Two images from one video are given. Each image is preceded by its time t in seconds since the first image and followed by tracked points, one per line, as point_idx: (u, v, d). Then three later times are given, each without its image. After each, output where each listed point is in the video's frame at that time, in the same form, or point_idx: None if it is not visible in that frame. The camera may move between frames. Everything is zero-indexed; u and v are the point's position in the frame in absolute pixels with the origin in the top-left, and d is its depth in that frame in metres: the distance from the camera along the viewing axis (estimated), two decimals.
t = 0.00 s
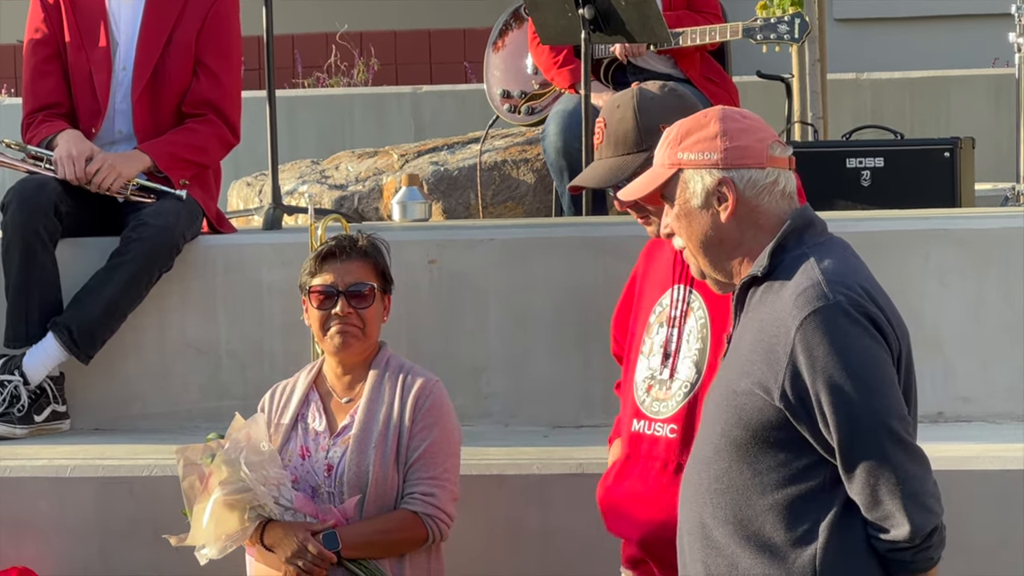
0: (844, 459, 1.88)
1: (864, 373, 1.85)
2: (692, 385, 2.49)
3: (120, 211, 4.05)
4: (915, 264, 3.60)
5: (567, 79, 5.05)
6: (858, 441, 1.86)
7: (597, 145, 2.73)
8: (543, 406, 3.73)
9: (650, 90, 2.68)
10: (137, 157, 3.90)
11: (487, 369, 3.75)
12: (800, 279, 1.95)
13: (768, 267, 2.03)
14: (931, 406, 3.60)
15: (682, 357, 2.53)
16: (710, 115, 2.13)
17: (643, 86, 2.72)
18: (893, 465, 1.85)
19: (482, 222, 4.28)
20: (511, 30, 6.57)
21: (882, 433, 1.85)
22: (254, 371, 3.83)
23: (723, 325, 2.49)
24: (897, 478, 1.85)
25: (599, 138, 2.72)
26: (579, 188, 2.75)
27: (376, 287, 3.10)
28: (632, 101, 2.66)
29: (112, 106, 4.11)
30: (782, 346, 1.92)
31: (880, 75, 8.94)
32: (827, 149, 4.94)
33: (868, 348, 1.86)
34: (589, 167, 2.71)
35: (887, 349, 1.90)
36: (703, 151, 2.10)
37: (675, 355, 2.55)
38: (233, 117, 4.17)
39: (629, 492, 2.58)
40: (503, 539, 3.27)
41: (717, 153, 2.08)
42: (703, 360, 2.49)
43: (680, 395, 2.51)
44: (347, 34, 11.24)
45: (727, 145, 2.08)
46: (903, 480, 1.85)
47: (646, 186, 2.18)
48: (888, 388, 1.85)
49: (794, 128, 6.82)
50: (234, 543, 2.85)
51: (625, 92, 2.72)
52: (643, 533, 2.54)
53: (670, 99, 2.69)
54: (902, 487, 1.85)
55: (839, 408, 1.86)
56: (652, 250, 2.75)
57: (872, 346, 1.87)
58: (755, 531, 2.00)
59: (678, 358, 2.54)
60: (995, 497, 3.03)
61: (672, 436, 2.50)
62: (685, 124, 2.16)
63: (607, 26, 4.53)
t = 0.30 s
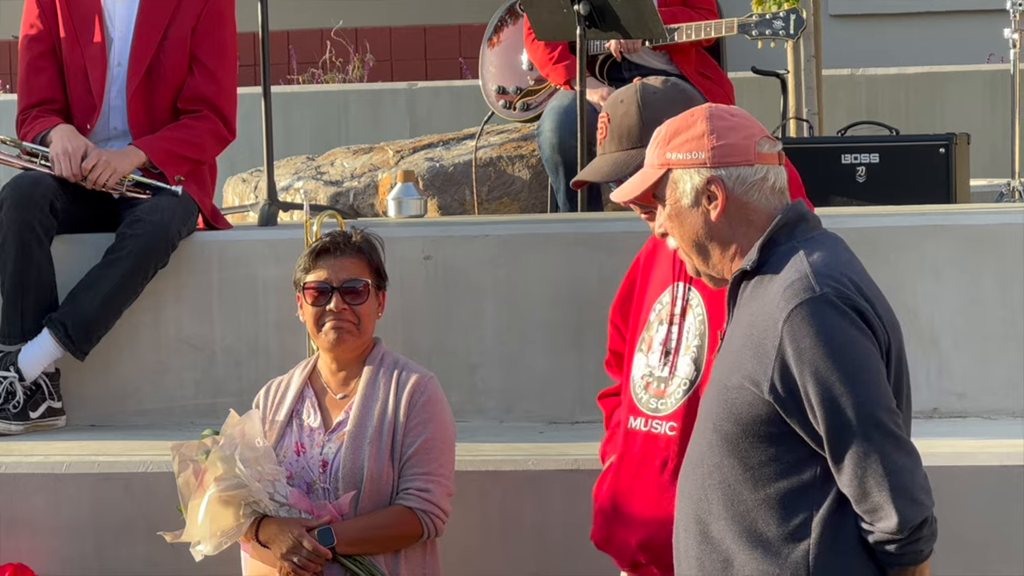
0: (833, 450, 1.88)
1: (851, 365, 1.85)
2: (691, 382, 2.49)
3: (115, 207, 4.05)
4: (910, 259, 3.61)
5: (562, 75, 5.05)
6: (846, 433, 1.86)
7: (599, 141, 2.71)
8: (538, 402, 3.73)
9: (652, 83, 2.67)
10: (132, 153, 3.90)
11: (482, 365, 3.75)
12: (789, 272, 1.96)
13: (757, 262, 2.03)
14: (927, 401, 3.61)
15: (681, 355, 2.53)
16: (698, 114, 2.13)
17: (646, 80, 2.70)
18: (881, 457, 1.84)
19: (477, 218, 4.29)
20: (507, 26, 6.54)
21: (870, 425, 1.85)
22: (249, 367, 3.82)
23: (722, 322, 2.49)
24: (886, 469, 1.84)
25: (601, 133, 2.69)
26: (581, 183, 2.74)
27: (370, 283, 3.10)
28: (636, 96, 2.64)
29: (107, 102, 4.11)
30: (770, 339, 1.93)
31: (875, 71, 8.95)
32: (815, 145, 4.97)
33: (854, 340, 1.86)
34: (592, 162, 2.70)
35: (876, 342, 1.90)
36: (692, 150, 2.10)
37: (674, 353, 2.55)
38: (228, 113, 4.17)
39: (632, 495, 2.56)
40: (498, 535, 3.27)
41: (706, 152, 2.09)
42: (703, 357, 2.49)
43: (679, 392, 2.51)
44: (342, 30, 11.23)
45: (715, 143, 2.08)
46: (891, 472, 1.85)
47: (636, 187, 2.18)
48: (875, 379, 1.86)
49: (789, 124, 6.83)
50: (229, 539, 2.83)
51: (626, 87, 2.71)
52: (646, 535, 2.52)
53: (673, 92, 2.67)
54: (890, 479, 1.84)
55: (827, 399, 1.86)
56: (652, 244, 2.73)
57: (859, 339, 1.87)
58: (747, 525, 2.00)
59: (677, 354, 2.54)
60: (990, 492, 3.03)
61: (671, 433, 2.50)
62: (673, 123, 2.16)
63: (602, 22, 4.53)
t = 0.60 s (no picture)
0: (826, 446, 1.89)
1: (846, 359, 1.86)
2: (694, 386, 2.45)
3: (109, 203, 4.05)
4: (903, 255, 3.62)
5: (556, 71, 5.06)
6: (839, 429, 1.87)
7: (601, 136, 2.70)
8: (532, 398, 3.74)
9: (654, 79, 2.68)
10: (125, 148, 3.90)
11: (476, 360, 3.75)
12: (784, 267, 1.96)
13: (755, 255, 2.04)
14: (921, 397, 3.61)
15: (684, 359, 2.49)
16: (713, 103, 2.14)
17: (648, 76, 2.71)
18: (875, 452, 1.85)
19: (471, 213, 4.29)
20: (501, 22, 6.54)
21: (864, 419, 1.85)
22: (243, 362, 3.82)
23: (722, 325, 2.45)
24: (879, 464, 1.85)
25: (603, 129, 2.70)
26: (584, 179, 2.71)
27: (364, 279, 3.11)
28: (637, 92, 2.66)
29: (101, 98, 4.10)
30: (765, 333, 1.93)
31: (869, 66, 8.96)
32: (812, 139, 4.96)
33: (849, 335, 1.87)
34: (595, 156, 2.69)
35: (870, 337, 1.90)
36: (709, 139, 2.10)
37: (677, 357, 2.51)
38: (222, 109, 4.17)
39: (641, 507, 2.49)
40: (492, 530, 3.28)
41: (724, 141, 2.10)
42: (704, 360, 2.45)
43: (683, 397, 2.47)
44: (336, 25, 11.22)
45: (734, 134, 2.10)
46: (884, 467, 1.86)
47: (642, 174, 2.12)
48: (868, 375, 1.86)
49: (783, 119, 6.83)
50: (223, 535, 2.85)
51: (628, 83, 2.72)
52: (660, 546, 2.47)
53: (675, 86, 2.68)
54: (882, 474, 1.86)
55: (821, 394, 1.87)
56: (653, 247, 2.70)
57: (854, 334, 1.87)
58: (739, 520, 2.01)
59: (680, 358, 2.50)
60: (984, 487, 3.04)
61: (675, 439, 2.46)
62: (682, 113, 2.14)
63: (596, 17, 4.51)
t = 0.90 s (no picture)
0: (831, 444, 1.89)
1: (848, 357, 1.86)
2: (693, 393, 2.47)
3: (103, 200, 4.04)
4: (897, 251, 3.63)
5: (550, 67, 5.05)
6: (844, 426, 1.87)
7: (594, 133, 2.69)
8: (526, 394, 3.74)
9: (650, 79, 2.67)
10: (120, 145, 3.89)
11: (470, 356, 3.76)
12: (780, 265, 1.96)
13: (747, 253, 2.04)
14: (915, 393, 3.62)
15: (684, 364, 2.50)
16: (709, 99, 2.15)
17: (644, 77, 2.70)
18: (880, 448, 1.86)
19: (466, 209, 4.29)
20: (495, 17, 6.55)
21: (868, 416, 1.86)
22: (237, 358, 3.82)
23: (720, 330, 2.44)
24: (884, 461, 1.86)
25: (596, 126, 2.68)
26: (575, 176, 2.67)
27: (359, 275, 3.11)
28: (632, 91, 2.64)
29: (95, 94, 4.10)
30: (764, 331, 1.93)
31: (863, 62, 8.97)
32: (806, 136, 4.96)
33: (851, 332, 1.87)
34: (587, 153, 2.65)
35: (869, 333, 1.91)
36: (707, 133, 2.11)
37: (678, 361, 2.52)
38: (216, 105, 4.17)
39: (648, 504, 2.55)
40: (485, 526, 3.28)
41: (722, 137, 2.11)
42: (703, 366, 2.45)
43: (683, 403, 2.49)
44: (330, 21, 11.21)
45: (731, 130, 2.12)
46: (889, 463, 1.86)
47: (641, 166, 2.10)
48: (870, 372, 1.87)
49: (776, 116, 6.83)
50: (217, 531, 2.85)
51: (624, 81, 2.70)
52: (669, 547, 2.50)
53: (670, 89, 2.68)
54: (888, 470, 1.86)
55: (824, 392, 1.87)
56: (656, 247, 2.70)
57: (855, 331, 1.88)
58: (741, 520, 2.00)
59: (681, 362, 2.51)
60: (977, 483, 3.05)
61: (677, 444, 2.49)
62: (677, 107, 2.14)
63: (590, 13, 4.52)
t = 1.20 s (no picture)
0: (839, 437, 1.89)
1: (850, 348, 1.87)
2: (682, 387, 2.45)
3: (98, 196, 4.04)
4: (893, 247, 3.63)
5: (545, 64, 5.05)
6: (850, 420, 1.87)
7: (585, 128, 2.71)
8: (522, 391, 3.74)
9: (642, 76, 2.68)
10: (114, 142, 3.89)
11: (465, 353, 3.76)
12: (772, 261, 1.97)
13: (735, 252, 2.04)
14: (910, 389, 3.62)
15: (674, 359, 2.49)
16: (693, 99, 2.15)
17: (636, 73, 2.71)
18: (889, 436, 1.87)
19: (461, 206, 4.29)
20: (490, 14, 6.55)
21: (876, 406, 1.87)
22: (233, 355, 3.82)
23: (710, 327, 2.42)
24: (895, 448, 1.87)
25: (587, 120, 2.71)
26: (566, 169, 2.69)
27: (354, 270, 3.11)
28: (621, 87, 2.66)
29: (90, 91, 4.09)
30: (762, 329, 1.93)
31: (859, 59, 8.97)
32: (802, 132, 4.99)
33: (848, 323, 1.88)
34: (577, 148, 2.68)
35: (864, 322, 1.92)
36: (694, 133, 2.11)
37: (668, 355, 2.51)
38: (212, 101, 4.16)
39: (632, 499, 2.51)
40: (481, 523, 3.28)
41: (709, 136, 2.12)
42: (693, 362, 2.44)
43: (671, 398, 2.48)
44: (325, 18, 11.20)
45: (716, 130, 2.12)
46: (898, 449, 1.88)
47: (626, 163, 2.10)
48: (873, 360, 1.88)
49: (772, 112, 6.84)
50: (213, 527, 2.84)
51: (616, 77, 2.72)
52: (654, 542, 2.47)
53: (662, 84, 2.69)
54: (898, 456, 1.88)
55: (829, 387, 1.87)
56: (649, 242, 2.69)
57: (852, 322, 1.89)
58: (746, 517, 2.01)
59: (670, 356, 2.50)
60: (972, 480, 3.05)
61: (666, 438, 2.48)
62: (662, 105, 2.14)
63: (585, 9, 4.52)
